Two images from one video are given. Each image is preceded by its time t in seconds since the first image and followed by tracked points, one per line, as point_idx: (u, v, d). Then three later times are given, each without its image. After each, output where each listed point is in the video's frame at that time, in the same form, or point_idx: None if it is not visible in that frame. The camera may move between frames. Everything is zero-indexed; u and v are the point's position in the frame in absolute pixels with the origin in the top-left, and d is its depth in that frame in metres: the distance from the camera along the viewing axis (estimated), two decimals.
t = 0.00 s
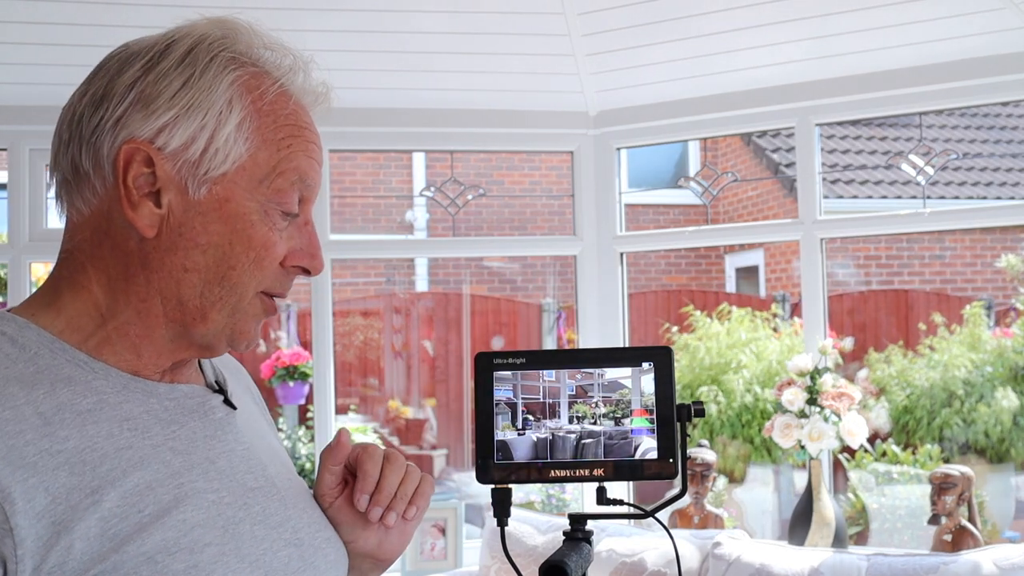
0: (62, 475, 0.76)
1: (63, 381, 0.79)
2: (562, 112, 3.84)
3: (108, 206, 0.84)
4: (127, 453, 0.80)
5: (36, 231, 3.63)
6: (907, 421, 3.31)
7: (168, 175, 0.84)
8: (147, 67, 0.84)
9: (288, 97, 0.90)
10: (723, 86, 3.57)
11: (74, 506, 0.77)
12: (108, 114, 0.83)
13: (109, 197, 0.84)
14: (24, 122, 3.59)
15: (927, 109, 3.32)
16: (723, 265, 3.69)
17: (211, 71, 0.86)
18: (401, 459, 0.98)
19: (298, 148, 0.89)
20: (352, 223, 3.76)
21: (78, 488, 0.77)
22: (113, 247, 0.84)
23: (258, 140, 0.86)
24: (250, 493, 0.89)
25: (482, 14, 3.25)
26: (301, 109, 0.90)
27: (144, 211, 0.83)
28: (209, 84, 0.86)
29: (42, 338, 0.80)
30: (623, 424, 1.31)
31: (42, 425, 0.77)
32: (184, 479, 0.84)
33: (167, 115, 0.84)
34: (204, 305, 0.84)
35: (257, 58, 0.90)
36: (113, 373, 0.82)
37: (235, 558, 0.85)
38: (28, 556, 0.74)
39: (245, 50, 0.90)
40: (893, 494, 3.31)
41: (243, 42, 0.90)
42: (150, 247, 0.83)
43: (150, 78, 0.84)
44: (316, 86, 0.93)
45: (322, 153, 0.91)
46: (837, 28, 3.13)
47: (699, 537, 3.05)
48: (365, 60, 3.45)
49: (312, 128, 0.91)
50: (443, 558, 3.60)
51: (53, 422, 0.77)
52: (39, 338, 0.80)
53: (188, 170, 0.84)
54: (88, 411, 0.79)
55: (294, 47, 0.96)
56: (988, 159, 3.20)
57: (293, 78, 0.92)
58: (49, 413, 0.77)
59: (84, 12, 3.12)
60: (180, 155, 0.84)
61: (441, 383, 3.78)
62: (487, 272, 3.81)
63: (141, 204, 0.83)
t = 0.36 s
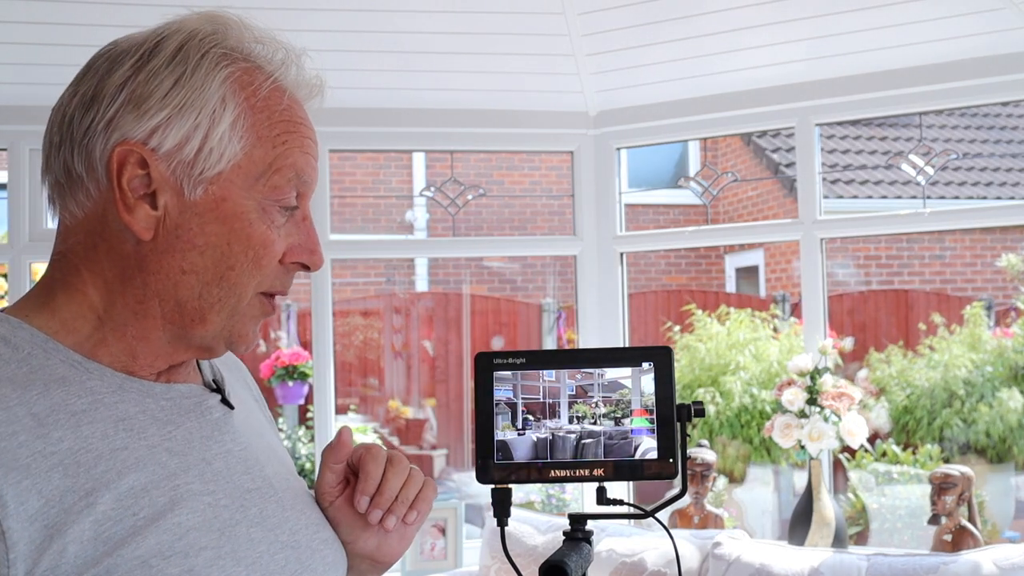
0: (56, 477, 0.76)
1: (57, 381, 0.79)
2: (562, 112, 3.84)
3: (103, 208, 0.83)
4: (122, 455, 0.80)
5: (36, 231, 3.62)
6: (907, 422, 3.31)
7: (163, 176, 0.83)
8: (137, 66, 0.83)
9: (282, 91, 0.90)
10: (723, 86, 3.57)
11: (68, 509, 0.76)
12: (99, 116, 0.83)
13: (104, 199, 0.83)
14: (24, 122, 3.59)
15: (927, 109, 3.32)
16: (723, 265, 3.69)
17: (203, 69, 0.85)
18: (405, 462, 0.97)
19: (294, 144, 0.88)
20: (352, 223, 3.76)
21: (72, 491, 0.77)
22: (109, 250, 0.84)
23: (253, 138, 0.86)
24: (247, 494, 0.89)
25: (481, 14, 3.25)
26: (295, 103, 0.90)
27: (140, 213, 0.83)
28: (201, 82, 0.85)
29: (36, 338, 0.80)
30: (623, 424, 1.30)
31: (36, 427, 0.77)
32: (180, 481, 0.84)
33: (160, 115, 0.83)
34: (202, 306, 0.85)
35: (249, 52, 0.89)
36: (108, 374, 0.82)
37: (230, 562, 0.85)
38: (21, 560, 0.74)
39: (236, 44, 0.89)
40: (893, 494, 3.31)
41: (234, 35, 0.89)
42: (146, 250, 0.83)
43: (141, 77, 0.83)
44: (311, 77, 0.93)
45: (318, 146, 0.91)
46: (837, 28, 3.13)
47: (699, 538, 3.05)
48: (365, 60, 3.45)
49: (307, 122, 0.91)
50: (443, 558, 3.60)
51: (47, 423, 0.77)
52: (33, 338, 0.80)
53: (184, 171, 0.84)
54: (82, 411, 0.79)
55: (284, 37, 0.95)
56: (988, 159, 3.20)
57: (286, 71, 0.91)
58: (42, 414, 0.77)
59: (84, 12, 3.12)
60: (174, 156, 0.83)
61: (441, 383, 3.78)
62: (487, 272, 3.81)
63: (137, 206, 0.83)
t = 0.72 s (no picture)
0: (56, 468, 0.78)
1: (53, 374, 0.80)
2: (562, 112, 3.83)
3: (87, 205, 0.84)
4: (121, 446, 0.81)
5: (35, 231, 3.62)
6: (907, 422, 3.31)
7: (146, 169, 0.84)
8: (116, 60, 0.85)
9: (263, 82, 0.90)
10: (723, 86, 3.57)
11: (69, 501, 0.78)
12: (80, 111, 0.83)
13: (87, 195, 0.84)
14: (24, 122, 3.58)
15: (927, 109, 3.32)
16: (723, 265, 3.69)
17: (183, 60, 0.86)
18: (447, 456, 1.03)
19: (278, 133, 0.89)
20: (352, 223, 3.76)
21: (72, 482, 0.78)
22: (93, 246, 0.84)
23: (235, 129, 0.87)
24: (247, 486, 0.90)
25: (481, 14, 3.25)
26: (277, 93, 0.91)
27: (124, 208, 0.83)
28: (181, 74, 0.86)
29: (29, 332, 0.81)
30: (623, 424, 1.30)
31: (34, 419, 0.78)
32: (179, 473, 0.84)
33: (141, 108, 0.84)
34: (190, 301, 0.85)
35: (229, 43, 0.90)
36: (104, 366, 0.83)
37: (234, 554, 0.86)
38: (23, 553, 0.75)
39: (215, 36, 0.90)
40: (893, 494, 3.31)
41: (213, 27, 0.90)
42: (131, 245, 0.84)
43: (121, 70, 0.84)
44: (291, 68, 0.95)
45: (302, 136, 0.92)
46: (836, 28, 3.13)
47: (699, 537, 3.05)
48: (364, 60, 3.45)
49: (290, 113, 0.91)
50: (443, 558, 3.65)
51: (45, 415, 0.79)
52: (26, 333, 0.81)
53: (166, 164, 0.84)
54: (79, 403, 0.80)
55: (266, 29, 0.96)
56: (988, 159, 3.20)
57: (268, 62, 0.92)
58: (39, 406, 0.79)
59: (83, 13, 3.12)
60: (156, 149, 0.84)
61: (441, 383, 3.78)
62: (486, 272, 3.81)
63: (121, 201, 0.83)
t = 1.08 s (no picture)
0: (54, 463, 0.77)
1: (46, 369, 0.81)
2: (563, 112, 3.84)
3: (70, 198, 0.84)
4: (119, 441, 0.81)
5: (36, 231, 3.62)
6: (907, 422, 3.31)
7: (129, 160, 0.84)
8: (94, 51, 0.84)
9: (244, 69, 0.92)
10: (723, 86, 3.57)
11: (69, 496, 0.78)
12: (60, 103, 0.83)
13: (70, 189, 0.84)
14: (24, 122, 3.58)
15: (927, 109, 3.32)
16: (723, 265, 3.69)
17: (162, 49, 0.87)
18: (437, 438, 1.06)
19: (260, 120, 0.91)
20: (352, 223, 3.77)
21: (71, 478, 0.78)
22: (79, 241, 0.84)
23: (218, 117, 0.88)
24: (246, 481, 0.90)
25: (480, 14, 3.24)
26: (258, 79, 0.92)
27: (109, 200, 0.83)
28: (162, 62, 0.87)
29: (19, 327, 0.82)
30: (623, 424, 1.30)
31: (29, 414, 0.78)
32: (178, 468, 0.85)
33: (122, 97, 0.84)
34: (179, 294, 0.86)
35: (208, 31, 0.91)
36: (99, 361, 0.84)
37: (235, 550, 0.87)
38: (23, 548, 0.75)
39: (194, 24, 0.91)
40: (893, 494, 3.31)
41: (191, 15, 0.91)
42: (118, 237, 0.84)
43: (100, 61, 0.84)
44: (270, 56, 0.96)
45: (284, 125, 0.93)
46: (837, 28, 3.13)
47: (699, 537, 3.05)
48: (364, 60, 3.45)
49: (272, 100, 0.93)
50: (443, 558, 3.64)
51: (40, 410, 0.78)
52: (16, 328, 0.82)
53: (150, 153, 0.85)
54: (75, 398, 0.80)
55: (244, 17, 0.97)
56: (988, 159, 3.20)
57: (248, 49, 0.94)
58: (34, 401, 0.78)
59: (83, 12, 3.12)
60: (139, 138, 0.85)
61: (441, 383, 3.78)
62: (487, 272, 3.81)
63: (105, 192, 0.84)
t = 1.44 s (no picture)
0: (59, 468, 0.78)
1: (51, 371, 0.80)
2: (563, 112, 3.84)
3: (81, 196, 0.83)
4: (125, 444, 0.81)
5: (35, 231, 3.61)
6: (907, 422, 3.31)
7: (140, 155, 0.83)
8: (102, 47, 0.84)
9: (252, 63, 0.91)
10: (724, 86, 3.57)
11: (74, 501, 0.78)
12: (69, 100, 0.83)
13: (81, 186, 0.83)
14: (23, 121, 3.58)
15: (927, 109, 3.32)
16: (723, 265, 3.69)
17: (171, 43, 0.86)
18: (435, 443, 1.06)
19: (270, 113, 0.90)
20: (352, 223, 3.76)
21: (77, 481, 0.78)
22: (91, 238, 0.83)
23: (229, 110, 0.87)
24: (253, 484, 0.90)
25: (478, 14, 3.25)
26: (266, 73, 0.92)
27: (121, 196, 0.83)
28: (170, 57, 0.86)
29: (25, 329, 0.81)
30: (623, 424, 1.30)
31: (34, 418, 0.78)
32: (185, 471, 0.85)
33: (132, 92, 0.84)
34: (194, 288, 0.85)
35: (215, 25, 0.91)
36: (105, 364, 0.83)
37: (242, 554, 0.86)
38: (28, 554, 0.76)
39: (200, 18, 0.90)
40: (893, 494, 3.31)
41: (197, 9, 0.90)
42: (131, 233, 0.83)
43: (108, 56, 0.84)
44: (277, 49, 0.95)
45: (293, 118, 0.93)
46: (837, 28, 3.13)
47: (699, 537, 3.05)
48: (363, 61, 3.45)
49: (281, 93, 0.92)
50: (443, 558, 3.65)
51: (45, 414, 0.78)
52: (23, 330, 0.81)
53: (161, 148, 0.84)
54: (81, 402, 0.80)
55: (249, 11, 0.97)
56: (988, 159, 3.20)
57: (254, 42, 0.93)
58: (39, 405, 0.78)
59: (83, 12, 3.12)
60: (150, 133, 0.84)
61: (441, 383, 3.78)
62: (486, 272, 3.81)
63: (117, 188, 0.83)
